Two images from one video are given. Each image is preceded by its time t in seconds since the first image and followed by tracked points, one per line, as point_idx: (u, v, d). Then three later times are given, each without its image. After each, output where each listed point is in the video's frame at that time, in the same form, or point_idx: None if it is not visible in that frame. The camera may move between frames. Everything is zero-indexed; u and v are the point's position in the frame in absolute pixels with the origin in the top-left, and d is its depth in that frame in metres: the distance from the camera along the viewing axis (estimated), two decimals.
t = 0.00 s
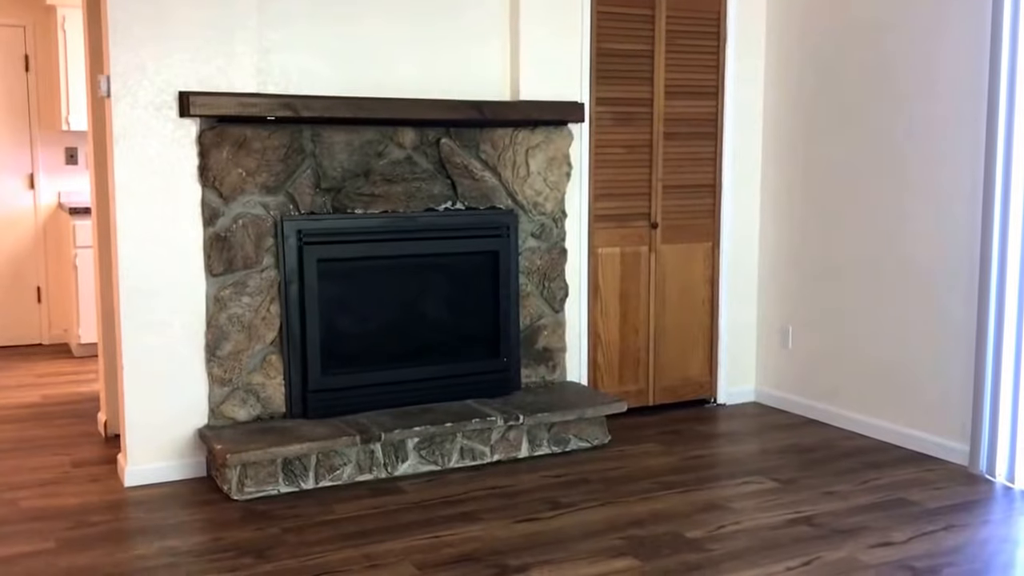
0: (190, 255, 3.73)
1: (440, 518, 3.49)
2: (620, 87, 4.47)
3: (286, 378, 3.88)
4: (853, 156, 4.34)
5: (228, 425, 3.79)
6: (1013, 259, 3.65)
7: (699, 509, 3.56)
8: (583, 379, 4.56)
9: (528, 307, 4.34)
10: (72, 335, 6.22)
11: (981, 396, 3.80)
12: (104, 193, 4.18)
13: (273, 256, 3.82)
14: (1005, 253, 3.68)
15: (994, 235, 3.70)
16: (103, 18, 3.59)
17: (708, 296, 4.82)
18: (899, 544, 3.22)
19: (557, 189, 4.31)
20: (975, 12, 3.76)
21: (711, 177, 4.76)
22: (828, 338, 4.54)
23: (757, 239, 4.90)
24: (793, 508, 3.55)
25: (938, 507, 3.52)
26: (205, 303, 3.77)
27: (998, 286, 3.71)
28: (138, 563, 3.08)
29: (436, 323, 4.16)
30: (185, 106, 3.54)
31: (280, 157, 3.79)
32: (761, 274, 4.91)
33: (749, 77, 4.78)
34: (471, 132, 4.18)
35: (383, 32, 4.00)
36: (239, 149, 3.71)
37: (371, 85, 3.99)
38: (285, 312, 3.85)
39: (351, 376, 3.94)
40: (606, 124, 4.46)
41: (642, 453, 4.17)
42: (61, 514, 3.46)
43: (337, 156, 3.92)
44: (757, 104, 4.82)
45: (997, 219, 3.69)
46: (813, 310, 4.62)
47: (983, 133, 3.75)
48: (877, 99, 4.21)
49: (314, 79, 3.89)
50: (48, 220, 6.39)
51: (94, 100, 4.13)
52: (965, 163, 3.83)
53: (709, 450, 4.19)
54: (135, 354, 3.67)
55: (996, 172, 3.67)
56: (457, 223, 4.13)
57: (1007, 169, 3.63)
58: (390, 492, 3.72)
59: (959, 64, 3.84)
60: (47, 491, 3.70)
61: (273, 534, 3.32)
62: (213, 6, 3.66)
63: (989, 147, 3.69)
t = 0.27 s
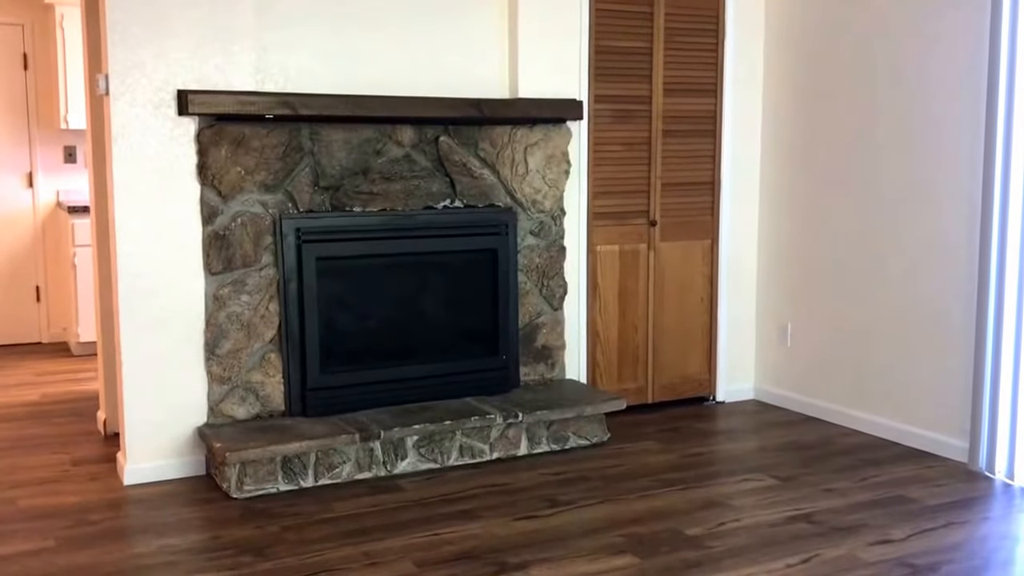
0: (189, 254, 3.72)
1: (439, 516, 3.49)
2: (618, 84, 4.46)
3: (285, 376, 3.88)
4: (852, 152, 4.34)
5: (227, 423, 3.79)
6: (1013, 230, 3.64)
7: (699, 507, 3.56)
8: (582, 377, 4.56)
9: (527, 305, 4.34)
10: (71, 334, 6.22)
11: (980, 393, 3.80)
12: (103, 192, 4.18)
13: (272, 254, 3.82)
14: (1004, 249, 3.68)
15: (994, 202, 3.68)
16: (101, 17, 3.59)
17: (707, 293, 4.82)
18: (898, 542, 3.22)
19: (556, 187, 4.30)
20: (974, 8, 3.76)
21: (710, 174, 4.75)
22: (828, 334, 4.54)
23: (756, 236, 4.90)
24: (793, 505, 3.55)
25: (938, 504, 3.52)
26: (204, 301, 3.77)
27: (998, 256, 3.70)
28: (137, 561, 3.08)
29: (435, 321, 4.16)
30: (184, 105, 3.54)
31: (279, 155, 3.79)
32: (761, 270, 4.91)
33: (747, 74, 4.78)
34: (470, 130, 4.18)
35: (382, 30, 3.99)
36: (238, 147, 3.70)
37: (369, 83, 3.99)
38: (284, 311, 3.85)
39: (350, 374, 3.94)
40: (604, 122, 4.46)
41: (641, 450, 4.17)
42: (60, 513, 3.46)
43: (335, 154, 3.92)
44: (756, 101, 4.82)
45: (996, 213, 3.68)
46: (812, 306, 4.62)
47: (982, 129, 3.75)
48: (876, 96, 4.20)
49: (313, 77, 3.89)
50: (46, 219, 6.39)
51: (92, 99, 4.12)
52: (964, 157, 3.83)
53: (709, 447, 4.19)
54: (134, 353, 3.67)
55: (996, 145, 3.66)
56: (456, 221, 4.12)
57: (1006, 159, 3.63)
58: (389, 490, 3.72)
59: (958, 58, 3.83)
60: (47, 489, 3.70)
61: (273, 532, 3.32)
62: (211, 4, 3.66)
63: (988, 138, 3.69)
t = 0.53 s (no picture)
0: (188, 253, 3.72)
1: (439, 514, 3.49)
2: (617, 82, 4.46)
3: (284, 374, 3.88)
4: (852, 149, 4.34)
5: (226, 422, 3.79)
6: (1013, 221, 3.63)
7: (698, 504, 3.56)
8: (581, 375, 4.56)
9: (526, 303, 4.33)
10: (69, 332, 6.22)
11: (980, 390, 3.80)
12: (102, 190, 4.18)
13: (271, 252, 3.82)
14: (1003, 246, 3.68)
15: (994, 194, 3.68)
16: (100, 16, 3.59)
17: (706, 291, 4.82)
18: (898, 539, 3.22)
19: (555, 185, 4.30)
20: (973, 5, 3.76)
21: (709, 171, 4.75)
22: (827, 331, 4.54)
23: (755, 234, 4.90)
24: (792, 502, 3.56)
25: (938, 501, 3.52)
26: (203, 300, 3.77)
27: (998, 245, 3.69)
28: (137, 559, 3.08)
29: (434, 319, 4.16)
30: (182, 103, 3.54)
31: (277, 153, 3.79)
32: (759, 268, 4.91)
33: (746, 73, 4.77)
34: (468, 128, 4.18)
35: (379, 28, 3.99)
36: (236, 146, 3.70)
37: (367, 81, 3.99)
38: (282, 309, 3.85)
39: (349, 373, 3.94)
40: (603, 120, 4.45)
41: (640, 448, 4.17)
42: (60, 511, 3.46)
43: (334, 153, 3.92)
44: (755, 98, 4.82)
45: (996, 207, 3.68)
46: (812, 303, 4.62)
47: (982, 126, 3.75)
48: (875, 92, 4.20)
49: (311, 76, 3.89)
50: (45, 218, 6.39)
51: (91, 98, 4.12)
52: (964, 152, 3.83)
53: (708, 445, 4.19)
54: (133, 351, 3.67)
55: (996, 137, 3.66)
56: (455, 219, 4.12)
57: (1006, 152, 3.62)
58: (389, 488, 3.72)
59: (957, 53, 3.83)
60: (46, 488, 3.70)
61: (272, 531, 3.32)
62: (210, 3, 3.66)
63: (988, 133, 3.69)
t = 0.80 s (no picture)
0: (187, 251, 3.73)
1: (439, 512, 3.49)
2: (616, 80, 4.46)
3: (283, 372, 3.88)
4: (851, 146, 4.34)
5: (225, 420, 3.79)
6: (1012, 212, 3.63)
7: (697, 502, 3.56)
8: (580, 372, 4.56)
9: (525, 301, 4.33)
10: (68, 331, 6.22)
11: (979, 386, 3.80)
12: (100, 189, 4.18)
13: (270, 250, 3.82)
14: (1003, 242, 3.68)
15: (994, 187, 3.68)
16: (99, 14, 3.58)
17: (705, 288, 4.82)
18: (897, 536, 3.22)
19: (554, 183, 4.30)
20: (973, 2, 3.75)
21: (708, 169, 4.75)
22: (826, 327, 4.54)
23: (754, 231, 4.90)
24: (791, 500, 3.56)
25: (937, 498, 3.52)
26: (202, 298, 3.77)
27: (998, 236, 3.69)
28: (137, 557, 3.09)
29: (433, 317, 4.16)
30: (181, 101, 3.54)
31: (276, 151, 3.79)
32: (758, 265, 4.91)
33: (745, 70, 4.78)
34: (467, 126, 4.17)
35: (378, 26, 3.99)
36: (235, 144, 3.71)
37: (366, 79, 3.99)
38: (281, 307, 3.85)
39: (348, 371, 3.94)
40: (602, 117, 4.45)
41: (639, 446, 4.17)
42: (59, 510, 3.47)
43: (332, 151, 3.91)
44: (754, 96, 4.82)
45: (995, 202, 3.68)
46: (811, 299, 4.62)
47: (981, 122, 3.74)
48: (874, 89, 4.20)
49: (310, 74, 3.89)
50: (44, 217, 6.39)
51: (89, 96, 4.12)
52: (963, 147, 3.83)
53: (707, 442, 4.19)
54: (131, 350, 3.67)
55: (995, 134, 3.66)
56: (454, 217, 4.12)
57: (1005, 146, 3.62)
58: (389, 486, 3.72)
59: (956, 48, 3.83)
60: (46, 486, 3.70)
61: (272, 529, 3.32)
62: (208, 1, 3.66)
63: (987, 126, 3.69)
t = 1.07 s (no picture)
0: (185, 249, 3.72)
1: (438, 510, 3.49)
2: (615, 78, 4.46)
3: (282, 370, 3.88)
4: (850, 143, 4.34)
5: (225, 418, 3.79)
6: (1011, 206, 3.63)
7: (697, 499, 3.57)
8: (580, 370, 4.56)
9: (524, 299, 4.33)
10: (67, 330, 6.22)
11: (978, 383, 3.80)
12: (99, 186, 4.18)
13: (268, 249, 3.82)
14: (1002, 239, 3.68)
15: (993, 182, 3.68)
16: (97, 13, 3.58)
17: (704, 286, 4.82)
18: (897, 533, 3.22)
19: (553, 181, 4.30)
20: None
21: (707, 166, 4.75)
22: (826, 323, 4.54)
23: (753, 229, 4.90)
24: (790, 497, 3.56)
25: (936, 496, 3.52)
26: (200, 296, 3.77)
27: (998, 232, 3.69)
28: (136, 555, 3.09)
29: (432, 315, 4.16)
30: (179, 100, 3.54)
31: (275, 150, 3.79)
32: (757, 263, 4.91)
33: (744, 67, 4.77)
34: (465, 124, 4.17)
35: (376, 24, 3.99)
36: (234, 142, 3.71)
37: (364, 77, 3.99)
38: (280, 305, 3.85)
39: (347, 369, 3.94)
40: (600, 115, 4.45)
41: (639, 443, 4.17)
42: (59, 508, 3.47)
43: (331, 149, 3.91)
44: (753, 94, 4.81)
45: (995, 195, 3.68)
46: (810, 295, 4.62)
47: (980, 120, 3.74)
48: (873, 87, 4.20)
49: (308, 72, 3.88)
50: (43, 215, 6.39)
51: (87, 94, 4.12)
52: (962, 141, 3.82)
53: (706, 440, 4.19)
54: (130, 349, 3.67)
55: (995, 131, 3.66)
56: (452, 215, 4.13)
57: (1004, 142, 3.62)
58: (388, 484, 3.73)
59: (955, 42, 3.83)
60: (45, 485, 3.70)
61: (271, 527, 3.33)
62: None
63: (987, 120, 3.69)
